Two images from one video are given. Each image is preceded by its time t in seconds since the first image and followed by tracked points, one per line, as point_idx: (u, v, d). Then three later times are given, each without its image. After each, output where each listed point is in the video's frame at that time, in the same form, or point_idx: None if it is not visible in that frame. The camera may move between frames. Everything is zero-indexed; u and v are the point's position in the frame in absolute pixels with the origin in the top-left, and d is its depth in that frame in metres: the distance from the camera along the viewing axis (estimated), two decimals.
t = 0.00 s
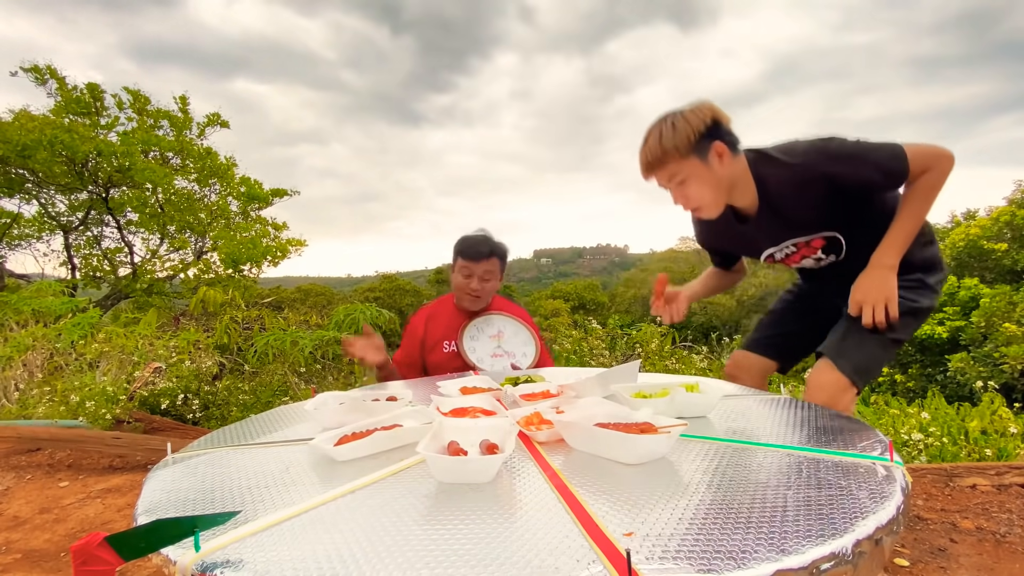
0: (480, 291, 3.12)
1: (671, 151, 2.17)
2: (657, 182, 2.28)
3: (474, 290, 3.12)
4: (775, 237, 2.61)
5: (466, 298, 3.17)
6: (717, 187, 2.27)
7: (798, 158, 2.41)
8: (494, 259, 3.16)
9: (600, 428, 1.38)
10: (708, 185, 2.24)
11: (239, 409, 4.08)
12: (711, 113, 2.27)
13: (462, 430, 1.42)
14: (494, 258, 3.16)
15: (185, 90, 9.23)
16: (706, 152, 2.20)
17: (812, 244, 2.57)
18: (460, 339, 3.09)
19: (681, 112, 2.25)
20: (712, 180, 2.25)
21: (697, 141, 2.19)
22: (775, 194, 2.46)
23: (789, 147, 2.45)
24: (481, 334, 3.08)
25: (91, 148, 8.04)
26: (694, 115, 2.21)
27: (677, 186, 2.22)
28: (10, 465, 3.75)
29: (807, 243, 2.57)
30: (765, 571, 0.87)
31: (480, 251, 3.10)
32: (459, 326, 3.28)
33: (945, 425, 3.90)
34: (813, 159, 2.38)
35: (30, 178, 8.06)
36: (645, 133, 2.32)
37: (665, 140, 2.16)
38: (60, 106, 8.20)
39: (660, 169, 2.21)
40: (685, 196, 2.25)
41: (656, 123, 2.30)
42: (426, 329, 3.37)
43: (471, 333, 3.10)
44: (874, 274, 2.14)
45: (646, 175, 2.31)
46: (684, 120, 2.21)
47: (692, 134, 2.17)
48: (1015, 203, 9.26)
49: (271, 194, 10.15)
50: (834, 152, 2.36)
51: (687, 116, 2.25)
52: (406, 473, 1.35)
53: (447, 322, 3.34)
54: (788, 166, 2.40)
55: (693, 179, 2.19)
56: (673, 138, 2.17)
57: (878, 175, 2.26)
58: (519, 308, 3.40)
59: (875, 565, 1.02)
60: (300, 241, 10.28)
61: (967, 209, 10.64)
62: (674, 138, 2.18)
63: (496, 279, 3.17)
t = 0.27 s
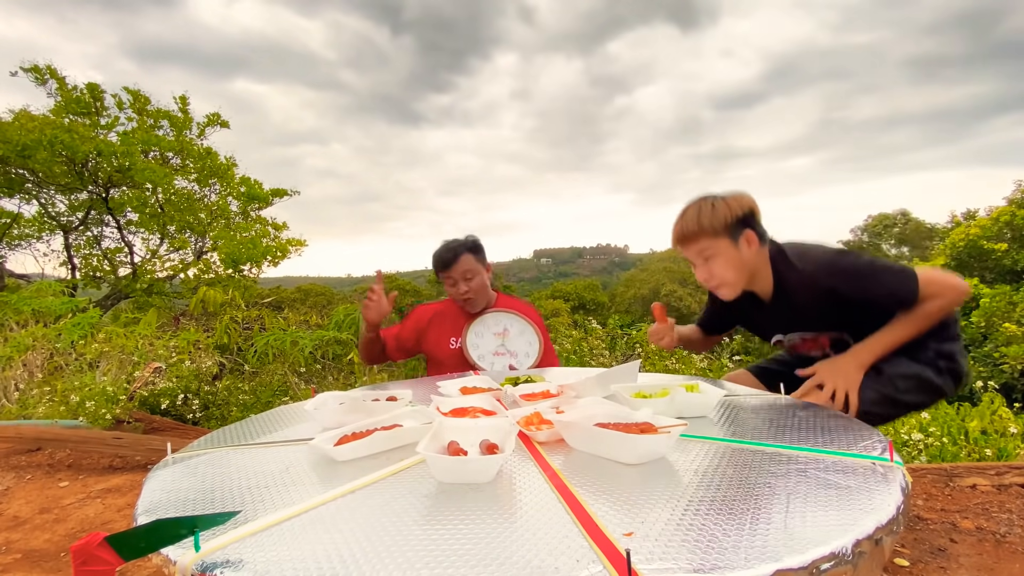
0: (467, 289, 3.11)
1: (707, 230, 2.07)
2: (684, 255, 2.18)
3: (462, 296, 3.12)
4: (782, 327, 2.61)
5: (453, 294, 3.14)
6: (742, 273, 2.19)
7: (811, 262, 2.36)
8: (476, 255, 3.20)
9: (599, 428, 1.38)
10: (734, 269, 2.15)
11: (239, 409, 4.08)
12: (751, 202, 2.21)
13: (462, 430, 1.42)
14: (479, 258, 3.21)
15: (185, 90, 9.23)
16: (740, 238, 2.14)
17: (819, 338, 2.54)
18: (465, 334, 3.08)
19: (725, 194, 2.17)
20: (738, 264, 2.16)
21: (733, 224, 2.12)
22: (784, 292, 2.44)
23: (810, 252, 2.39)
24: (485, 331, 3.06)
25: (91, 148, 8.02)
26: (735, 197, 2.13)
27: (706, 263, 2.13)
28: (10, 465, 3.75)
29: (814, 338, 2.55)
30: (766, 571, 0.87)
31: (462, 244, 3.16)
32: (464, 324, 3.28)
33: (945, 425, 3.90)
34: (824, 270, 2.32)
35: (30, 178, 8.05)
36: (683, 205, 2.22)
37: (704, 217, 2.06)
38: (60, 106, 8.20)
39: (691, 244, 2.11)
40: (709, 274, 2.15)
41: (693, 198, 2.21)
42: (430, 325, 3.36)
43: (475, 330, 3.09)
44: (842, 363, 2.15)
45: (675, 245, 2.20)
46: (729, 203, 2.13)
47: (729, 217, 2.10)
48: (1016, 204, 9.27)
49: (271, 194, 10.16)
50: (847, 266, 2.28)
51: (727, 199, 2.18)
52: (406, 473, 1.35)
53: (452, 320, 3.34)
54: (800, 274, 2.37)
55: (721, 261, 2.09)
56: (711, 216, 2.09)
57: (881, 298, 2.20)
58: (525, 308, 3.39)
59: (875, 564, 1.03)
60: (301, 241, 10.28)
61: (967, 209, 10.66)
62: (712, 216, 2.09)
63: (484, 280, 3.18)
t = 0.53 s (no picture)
0: (478, 283, 3.11)
1: (758, 268, 1.99)
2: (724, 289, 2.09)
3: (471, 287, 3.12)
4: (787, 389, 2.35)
5: (461, 283, 3.13)
6: (774, 326, 2.07)
7: (849, 332, 2.10)
8: (495, 253, 3.20)
9: (599, 428, 1.38)
10: (767, 319, 2.03)
11: (239, 409, 4.08)
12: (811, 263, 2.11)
13: (462, 430, 1.42)
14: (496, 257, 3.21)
15: (185, 90, 9.23)
16: (786, 290, 2.03)
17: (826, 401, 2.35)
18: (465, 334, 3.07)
19: (788, 244, 2.09)
20: (773, 316, 2.05)
21: (786, 274, 2.02)
22: (809, 358, 2.17)
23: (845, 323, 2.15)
24: (487, 327, 3.06)
25: (91, 148, 8.02)
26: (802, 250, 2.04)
27: (741, 300, 2.02)
28: (9, 465, 3.74)
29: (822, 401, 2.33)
30: (765, 571, 0.87)
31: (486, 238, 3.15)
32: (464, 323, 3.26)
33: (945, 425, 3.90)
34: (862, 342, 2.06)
35: (30, 178, 8.05)
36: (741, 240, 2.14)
37: (760, 253, 1.99)
38: (60, 107, 8.20)
39: (735, 279, 2.03)
40: (740, 313, 2.04)
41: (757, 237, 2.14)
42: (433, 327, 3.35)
43: (477, 329, 3.07)
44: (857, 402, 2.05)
45: (718, 275, 2.11)
46: (790, 251, 2.04)
47: (786, 264, 2.01)
48: (1015, 204, 9.28)
49: (271, 194, 10.17)
50: (886, 341, 2.04)
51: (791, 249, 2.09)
52: (406, 472, 1.35)
53: (453, 320, 3.32)
54: (832, 344, 2.11)
55: (759, 305, 1.99)
56: (767, 256, 2.01)
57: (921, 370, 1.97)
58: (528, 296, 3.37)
59: (875, 564, 1.03)
60: (301, 241, 10.28)
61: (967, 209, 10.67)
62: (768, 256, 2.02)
63: (495, 279, 3.19)
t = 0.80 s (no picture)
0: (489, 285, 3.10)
1: (801, 262, 1.99)
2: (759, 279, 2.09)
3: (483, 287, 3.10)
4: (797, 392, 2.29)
5: (474, 279, 3.12)
6: (801, 325, 2.05)
7: (883, 342, 2.10)
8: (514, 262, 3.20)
9: (599, 428, 1.37)
10: (796, 316, 2.01)
11: (239, 409, 4.08)
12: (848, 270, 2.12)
13: (463, 430, 1.41)
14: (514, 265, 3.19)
15: (185, 90, 9.23)
16: (820, 290, 2.03)
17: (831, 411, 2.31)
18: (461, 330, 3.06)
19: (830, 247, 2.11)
20: (801, 314, 2.03)
21: (825, 275, 2.03)
22: (834, 361, 2.13)
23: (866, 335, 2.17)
24: (481, 329, 3.05)
25: (91, 148, 8.02)
26: (847, 255, 2.04)
27: (775, 290, 2.01)
28: (9, 465, 3.74)
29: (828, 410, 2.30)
30: (766, 571, 0.87)
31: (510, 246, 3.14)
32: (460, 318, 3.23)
33: (945, 425, 3.90)
34: (895, 351, 2.06)
35: (30, 178, 8.04)
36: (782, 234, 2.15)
37: (806, 248, 2.00)
38: (60, 107, 8.20)
39: (775, 270, 2.02)
40: (770, 303, 2.02)
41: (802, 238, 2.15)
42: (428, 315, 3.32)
43: (472, 327, 3.07)
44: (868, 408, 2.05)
45: (754, 265, 2.11)
46: (833, 253, 2.05)
47: (828, 265, 2.02)
48: (1015, 203, 9.28)
49: (271, 194, 10.17)
50: (918, 357, 2.05)
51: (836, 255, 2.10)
52: (405, 473, 1.35)
53: (451, 313, 3.28)
54: (866, 350, 2.08)
55: (793, 297, 1.98)
56: (812, 253, 2.01)
57: (942, 391, 2.00)
58: (521, 309, 3.37)
59: (875, 564, 1.03)
60: (301, 241, 10.28)
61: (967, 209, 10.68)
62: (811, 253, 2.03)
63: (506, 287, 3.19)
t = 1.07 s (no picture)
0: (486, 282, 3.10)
1: (808, 267, 1.98)
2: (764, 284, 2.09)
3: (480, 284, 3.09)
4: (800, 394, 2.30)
5: (470, 278, 3.10)
6: (808, 331, 2.05)
7: (895, 353, 2.07)
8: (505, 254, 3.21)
9: (599, 428, 1.37)
10: (802, 322, 2.01)
11: (239, 409, 4.08)
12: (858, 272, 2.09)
13: (463, 430, 1.41)
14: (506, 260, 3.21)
15: (185, 90, 9.22)
16: (828, 295, 2.01)
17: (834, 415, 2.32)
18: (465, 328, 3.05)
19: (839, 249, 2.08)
20: (807, 320, 2.03)
21: (832, 279, 2.01)
22: (841, 367, 2.13)
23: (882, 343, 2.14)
24: (483, 327, 3.06)
25: (91, 148, 8.01)
26: (856, 257, 2.02)
27: (780, 296, 2.01)
28: (9, 465, 3.74)
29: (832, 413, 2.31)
30: (766, 571, 0.87)
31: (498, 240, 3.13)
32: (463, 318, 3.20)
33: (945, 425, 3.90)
34: (905, 362, 2.02)
35: (30, 178, 8.04)
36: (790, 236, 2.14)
37: (813, 252, 1.98)
38: (60, 107, 8.20)
39: (781, 275, 2.02)
40: (775, 309, 2.02)
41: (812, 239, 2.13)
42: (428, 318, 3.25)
43: (474, 326, 3.07)
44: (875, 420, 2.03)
45: (760, 268, 2.11)
46: (842, 255, 2.03)
47: (836, 269, 2.00)
48: (1015, 203, 9.28)
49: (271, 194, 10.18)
50: (929, 369, 2.01)
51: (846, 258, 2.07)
52: (405, 473, 1.35)
53: (449, 316, 3.24)
54: (873, 358, 2.07)
55: (799, 303, 1.98)
56: (819, 257, 2.00)
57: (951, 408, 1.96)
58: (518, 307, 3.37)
59: (875, 564, 1.03)
60: (301, 241, 10.28)
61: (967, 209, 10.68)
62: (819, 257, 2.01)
63: (500, 283, 3.22)
